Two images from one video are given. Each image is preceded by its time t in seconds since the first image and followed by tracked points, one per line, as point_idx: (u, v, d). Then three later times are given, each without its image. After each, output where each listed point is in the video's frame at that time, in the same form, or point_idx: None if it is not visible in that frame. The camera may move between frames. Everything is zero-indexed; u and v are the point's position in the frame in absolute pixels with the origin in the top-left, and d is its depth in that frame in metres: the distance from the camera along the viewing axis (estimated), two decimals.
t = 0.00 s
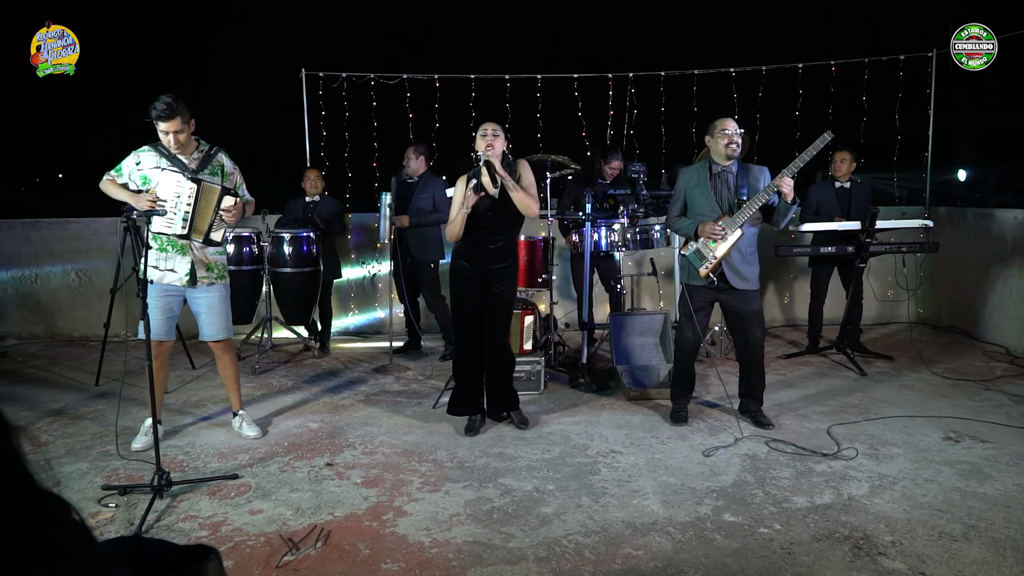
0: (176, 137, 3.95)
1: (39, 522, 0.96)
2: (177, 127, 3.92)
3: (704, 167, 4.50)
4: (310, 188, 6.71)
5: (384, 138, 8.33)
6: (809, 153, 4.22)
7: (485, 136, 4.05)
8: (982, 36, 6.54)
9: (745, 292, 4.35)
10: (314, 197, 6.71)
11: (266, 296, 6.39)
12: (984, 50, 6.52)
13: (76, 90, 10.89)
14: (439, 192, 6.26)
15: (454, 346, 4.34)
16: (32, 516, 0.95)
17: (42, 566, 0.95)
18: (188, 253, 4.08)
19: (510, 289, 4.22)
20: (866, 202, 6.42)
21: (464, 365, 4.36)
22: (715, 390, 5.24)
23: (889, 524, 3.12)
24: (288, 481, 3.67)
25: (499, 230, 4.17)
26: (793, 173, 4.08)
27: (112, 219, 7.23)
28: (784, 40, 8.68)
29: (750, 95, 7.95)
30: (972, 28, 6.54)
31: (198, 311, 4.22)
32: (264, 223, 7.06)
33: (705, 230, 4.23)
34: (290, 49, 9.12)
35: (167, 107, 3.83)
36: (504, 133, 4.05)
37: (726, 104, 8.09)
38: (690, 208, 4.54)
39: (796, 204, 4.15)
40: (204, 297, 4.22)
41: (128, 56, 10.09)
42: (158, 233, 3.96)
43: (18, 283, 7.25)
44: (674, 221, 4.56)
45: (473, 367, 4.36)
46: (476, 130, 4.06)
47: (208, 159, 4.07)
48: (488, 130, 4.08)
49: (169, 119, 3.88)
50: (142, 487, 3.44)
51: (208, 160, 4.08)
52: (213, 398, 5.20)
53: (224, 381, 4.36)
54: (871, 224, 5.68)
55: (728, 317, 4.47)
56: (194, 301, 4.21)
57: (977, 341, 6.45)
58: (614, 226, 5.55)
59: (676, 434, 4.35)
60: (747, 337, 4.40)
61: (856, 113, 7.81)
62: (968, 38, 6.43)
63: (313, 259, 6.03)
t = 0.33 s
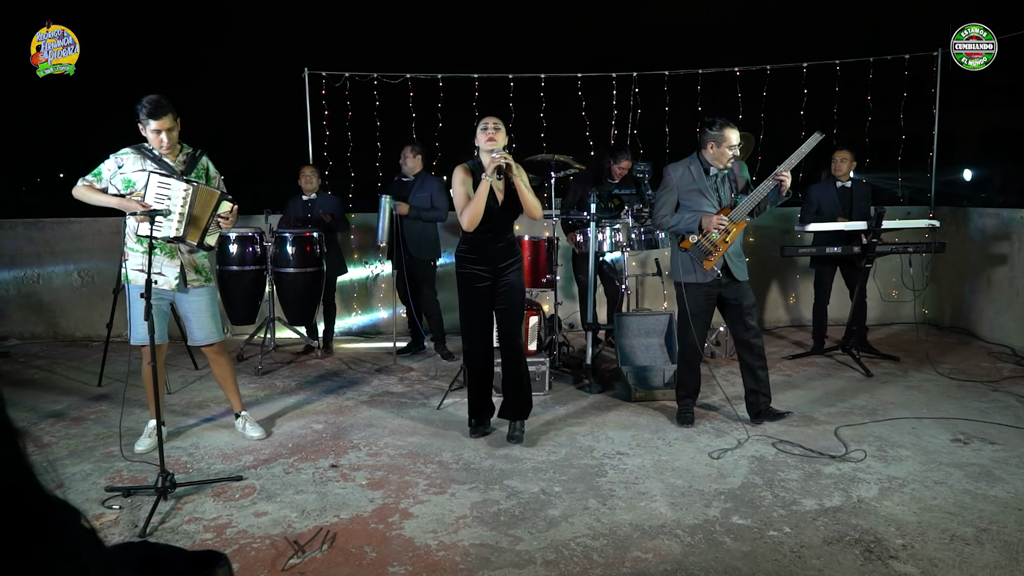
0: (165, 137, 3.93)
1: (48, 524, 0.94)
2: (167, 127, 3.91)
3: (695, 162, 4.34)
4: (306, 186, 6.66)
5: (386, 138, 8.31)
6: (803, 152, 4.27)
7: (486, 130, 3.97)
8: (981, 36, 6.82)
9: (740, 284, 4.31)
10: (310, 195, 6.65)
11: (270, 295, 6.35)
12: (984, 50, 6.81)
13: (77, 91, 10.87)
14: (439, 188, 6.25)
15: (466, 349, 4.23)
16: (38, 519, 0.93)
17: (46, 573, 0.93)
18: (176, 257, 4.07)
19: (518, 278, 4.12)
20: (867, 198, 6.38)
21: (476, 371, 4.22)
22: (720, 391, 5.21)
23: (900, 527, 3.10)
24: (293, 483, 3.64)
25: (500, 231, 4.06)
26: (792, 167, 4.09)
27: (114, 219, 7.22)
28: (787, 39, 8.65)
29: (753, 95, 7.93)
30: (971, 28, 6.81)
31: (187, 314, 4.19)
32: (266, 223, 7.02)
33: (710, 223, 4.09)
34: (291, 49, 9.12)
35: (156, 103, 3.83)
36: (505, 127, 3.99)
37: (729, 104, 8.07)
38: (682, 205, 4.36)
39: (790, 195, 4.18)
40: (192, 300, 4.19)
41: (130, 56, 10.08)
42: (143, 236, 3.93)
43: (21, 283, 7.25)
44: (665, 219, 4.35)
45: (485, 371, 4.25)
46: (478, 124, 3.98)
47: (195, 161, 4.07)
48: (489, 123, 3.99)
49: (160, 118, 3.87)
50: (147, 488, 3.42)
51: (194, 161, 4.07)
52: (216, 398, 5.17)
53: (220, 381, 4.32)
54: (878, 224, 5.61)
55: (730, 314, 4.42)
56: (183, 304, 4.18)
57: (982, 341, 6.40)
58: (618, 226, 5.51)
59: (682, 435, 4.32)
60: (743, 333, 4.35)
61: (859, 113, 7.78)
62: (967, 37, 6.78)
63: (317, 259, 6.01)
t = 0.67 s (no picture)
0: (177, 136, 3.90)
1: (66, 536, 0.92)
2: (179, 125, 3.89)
3: (711, 171, 4.29)
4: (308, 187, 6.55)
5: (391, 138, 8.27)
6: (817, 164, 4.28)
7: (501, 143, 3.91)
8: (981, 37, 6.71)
9: (754, 293, 4.23)
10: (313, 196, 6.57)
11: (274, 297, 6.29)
12: (984, 51, 6.68)
13: (80, 90, 10.83)
14: (445, 191, 6.23)
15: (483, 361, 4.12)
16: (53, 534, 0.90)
17: None
18: (196, 257, 4.02)
19: (535, 291, 4.01)
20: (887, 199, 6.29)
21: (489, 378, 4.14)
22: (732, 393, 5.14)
23: (918, 533, 3.05)
24: (300, 487, 3.60)
25: (504, 253, 3.97)
26: (806, 179, 4.12)
27: (118, 219, 7.18)
28: (794, 38, 8.60)
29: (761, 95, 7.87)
30: (971, 28, 6.65)
31: (203, 313, 4.16)
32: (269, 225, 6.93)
33: (726, 233, 4.05)
34: (296, 48, 9.07)
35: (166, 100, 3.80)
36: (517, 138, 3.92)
37: (737, 104, 8.02)
38: (697, 215, 4.30)
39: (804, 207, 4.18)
40: (211, 301, 4.16)
41: (133, 56, 10.03)
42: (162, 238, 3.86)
43: (24, 283, 7.21)
44: (680, 227, 4.25)
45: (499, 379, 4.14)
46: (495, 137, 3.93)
47: (209, 158, 4.04)
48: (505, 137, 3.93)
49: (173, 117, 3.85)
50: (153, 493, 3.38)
51: (208, 158, 4.04)
52: (221, 401, 5.13)
53: (229, 383, 4.29)
54: (888, 226, 5.58)
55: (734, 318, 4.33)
56: (200, 304, 4.16)
57: (993, 344, 6.33)
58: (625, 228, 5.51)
59: (693, 439, 4.27)
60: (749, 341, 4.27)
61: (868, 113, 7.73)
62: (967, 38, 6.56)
63: (324, 260, 5.97)
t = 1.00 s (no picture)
0: (208, 132, 3.97)
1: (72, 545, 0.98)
2: (209, 118, 3.95)
3: (728, 164, 4.23)
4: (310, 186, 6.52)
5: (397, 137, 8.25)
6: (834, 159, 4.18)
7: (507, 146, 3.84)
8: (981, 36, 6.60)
9: (764, 289, 4.13)
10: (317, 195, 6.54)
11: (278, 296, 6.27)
12: (984, 50, 6.54)
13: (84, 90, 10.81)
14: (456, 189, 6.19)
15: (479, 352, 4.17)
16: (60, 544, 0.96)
17: None
18: (228, 255, 4.03)
19: (537, 294, 3.91)
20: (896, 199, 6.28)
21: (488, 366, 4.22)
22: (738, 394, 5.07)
23: (933, 536, 3.01)
24: (308, 489, 3.57)
25: (515, 252, 3.92)
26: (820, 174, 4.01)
27: (122, 219, 7.16)
28: (804, 37, 8.56)
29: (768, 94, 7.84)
30: (971, 28, 6.55)
31: (237, 310, 4.16)
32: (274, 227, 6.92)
33: (738, 228, 3.99)
34: (301, 48, 9.06)
35: (201, 94, 3.90)
36: (519, 138, 3.81)
37: (743, 102, 7.98)
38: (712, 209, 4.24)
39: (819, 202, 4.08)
40: (245, 297, 4.15)
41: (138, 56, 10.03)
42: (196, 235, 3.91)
43: (28, 283, 7.19)
44: (695, 220, 4.22)
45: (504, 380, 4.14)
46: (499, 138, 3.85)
47: (244, 158, 4.06)
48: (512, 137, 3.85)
49: (202, 110, 3.92)
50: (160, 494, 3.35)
51: (243, 159, 4.05)
52: (226, 401, 5.10)
53: (245, 378, 4.27)
54: (898, 225, 5.55)
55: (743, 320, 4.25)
56: (233, 301, 4.14)
57: (1002, 345, 6.29)
58: (632, 227, 5.45)
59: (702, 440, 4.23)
60: (755, 336, 4.20)
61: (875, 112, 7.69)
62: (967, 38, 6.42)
63: (328, 259, 5.95)
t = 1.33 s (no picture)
0: (221, 129, 3.96)
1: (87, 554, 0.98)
2: (223, 114, 3.94)
3: (736, 169, 4.18)
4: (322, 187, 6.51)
5: (403, 136, 8.23)
6: (844, 157, 4.21)
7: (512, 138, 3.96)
8: (981, 37, 6.61)
9: (781, 293, 4.07)
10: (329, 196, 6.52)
11: (285, 296, 6.25)
12: (984, 51, 6.56)
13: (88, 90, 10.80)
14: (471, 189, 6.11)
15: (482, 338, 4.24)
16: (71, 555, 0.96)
17: None
18: (227, 254, 4.02)
19: (530, 280, 4.05)
20: (892, 200, 6.24)
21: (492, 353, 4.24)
22: (750, 393, 4.99)
23: (951, 539, 2.97)
24: (317, 490, 3.54)
25: (526, 234, 4.00)
26: (834, 171, 4.03)
27: (128, 219, 7.14)
28: (812, 36, 8.53)
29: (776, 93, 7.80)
30: (971, 28, 6.60)
31: (236, 308, 4.12)
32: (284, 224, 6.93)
33: (760, 235, 3.93)
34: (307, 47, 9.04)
35: (222, 91, 3.93)
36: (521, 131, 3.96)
37: (751, 101, 7.95)
38: (726, 215, 4.18)
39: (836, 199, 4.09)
40: (244, 296, 4.10)
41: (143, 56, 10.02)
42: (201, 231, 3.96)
43: (33, 283, 7.17)
44: (712, 229, 4.11)
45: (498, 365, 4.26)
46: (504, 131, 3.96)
47: (255, 157, 4.01)
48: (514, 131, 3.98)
49: (218, 107, 3.94)
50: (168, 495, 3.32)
51: (255, 158, 4.02)
52: (232, 401, 5.07)
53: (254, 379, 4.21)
54: (908, 225, 5.49)
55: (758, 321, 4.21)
56: (231, 299, 4.11)
57: (1013, 345, 6.24)
58: (640, 226, 5.40)
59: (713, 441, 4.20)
60: (771, 339, 4.16)
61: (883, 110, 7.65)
62: (967, 37, 6.51)
63: (334, 259, 5.91)
